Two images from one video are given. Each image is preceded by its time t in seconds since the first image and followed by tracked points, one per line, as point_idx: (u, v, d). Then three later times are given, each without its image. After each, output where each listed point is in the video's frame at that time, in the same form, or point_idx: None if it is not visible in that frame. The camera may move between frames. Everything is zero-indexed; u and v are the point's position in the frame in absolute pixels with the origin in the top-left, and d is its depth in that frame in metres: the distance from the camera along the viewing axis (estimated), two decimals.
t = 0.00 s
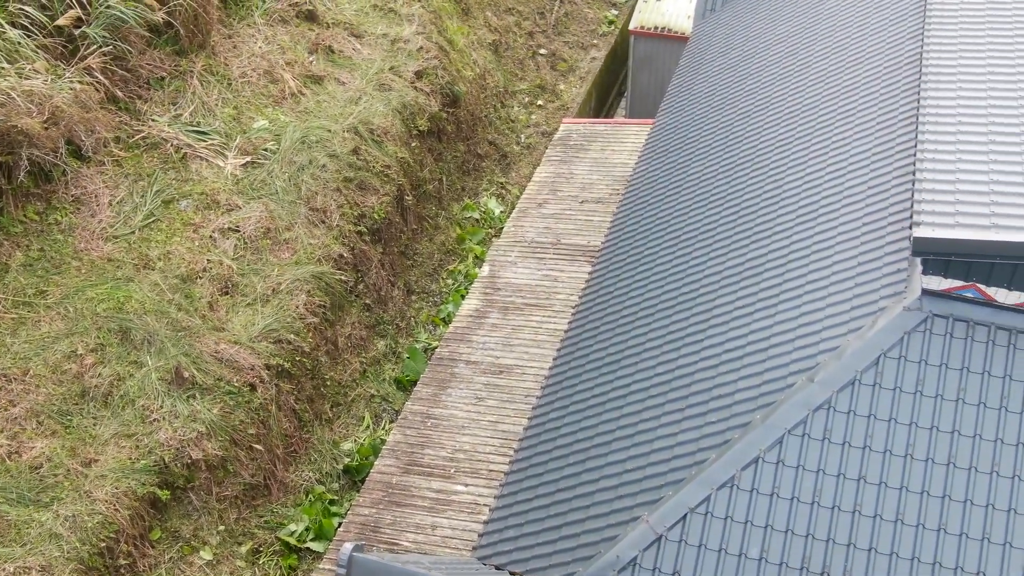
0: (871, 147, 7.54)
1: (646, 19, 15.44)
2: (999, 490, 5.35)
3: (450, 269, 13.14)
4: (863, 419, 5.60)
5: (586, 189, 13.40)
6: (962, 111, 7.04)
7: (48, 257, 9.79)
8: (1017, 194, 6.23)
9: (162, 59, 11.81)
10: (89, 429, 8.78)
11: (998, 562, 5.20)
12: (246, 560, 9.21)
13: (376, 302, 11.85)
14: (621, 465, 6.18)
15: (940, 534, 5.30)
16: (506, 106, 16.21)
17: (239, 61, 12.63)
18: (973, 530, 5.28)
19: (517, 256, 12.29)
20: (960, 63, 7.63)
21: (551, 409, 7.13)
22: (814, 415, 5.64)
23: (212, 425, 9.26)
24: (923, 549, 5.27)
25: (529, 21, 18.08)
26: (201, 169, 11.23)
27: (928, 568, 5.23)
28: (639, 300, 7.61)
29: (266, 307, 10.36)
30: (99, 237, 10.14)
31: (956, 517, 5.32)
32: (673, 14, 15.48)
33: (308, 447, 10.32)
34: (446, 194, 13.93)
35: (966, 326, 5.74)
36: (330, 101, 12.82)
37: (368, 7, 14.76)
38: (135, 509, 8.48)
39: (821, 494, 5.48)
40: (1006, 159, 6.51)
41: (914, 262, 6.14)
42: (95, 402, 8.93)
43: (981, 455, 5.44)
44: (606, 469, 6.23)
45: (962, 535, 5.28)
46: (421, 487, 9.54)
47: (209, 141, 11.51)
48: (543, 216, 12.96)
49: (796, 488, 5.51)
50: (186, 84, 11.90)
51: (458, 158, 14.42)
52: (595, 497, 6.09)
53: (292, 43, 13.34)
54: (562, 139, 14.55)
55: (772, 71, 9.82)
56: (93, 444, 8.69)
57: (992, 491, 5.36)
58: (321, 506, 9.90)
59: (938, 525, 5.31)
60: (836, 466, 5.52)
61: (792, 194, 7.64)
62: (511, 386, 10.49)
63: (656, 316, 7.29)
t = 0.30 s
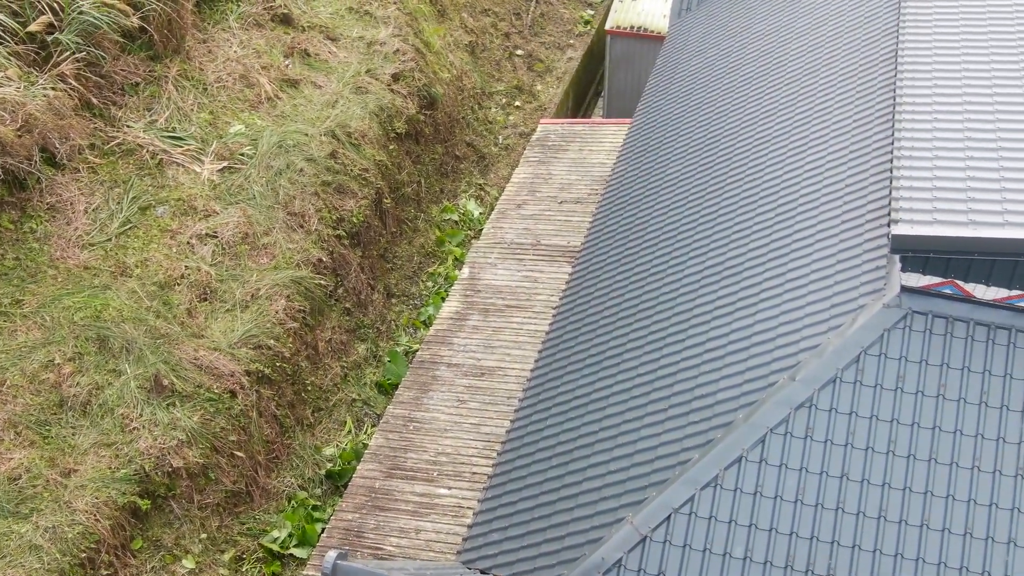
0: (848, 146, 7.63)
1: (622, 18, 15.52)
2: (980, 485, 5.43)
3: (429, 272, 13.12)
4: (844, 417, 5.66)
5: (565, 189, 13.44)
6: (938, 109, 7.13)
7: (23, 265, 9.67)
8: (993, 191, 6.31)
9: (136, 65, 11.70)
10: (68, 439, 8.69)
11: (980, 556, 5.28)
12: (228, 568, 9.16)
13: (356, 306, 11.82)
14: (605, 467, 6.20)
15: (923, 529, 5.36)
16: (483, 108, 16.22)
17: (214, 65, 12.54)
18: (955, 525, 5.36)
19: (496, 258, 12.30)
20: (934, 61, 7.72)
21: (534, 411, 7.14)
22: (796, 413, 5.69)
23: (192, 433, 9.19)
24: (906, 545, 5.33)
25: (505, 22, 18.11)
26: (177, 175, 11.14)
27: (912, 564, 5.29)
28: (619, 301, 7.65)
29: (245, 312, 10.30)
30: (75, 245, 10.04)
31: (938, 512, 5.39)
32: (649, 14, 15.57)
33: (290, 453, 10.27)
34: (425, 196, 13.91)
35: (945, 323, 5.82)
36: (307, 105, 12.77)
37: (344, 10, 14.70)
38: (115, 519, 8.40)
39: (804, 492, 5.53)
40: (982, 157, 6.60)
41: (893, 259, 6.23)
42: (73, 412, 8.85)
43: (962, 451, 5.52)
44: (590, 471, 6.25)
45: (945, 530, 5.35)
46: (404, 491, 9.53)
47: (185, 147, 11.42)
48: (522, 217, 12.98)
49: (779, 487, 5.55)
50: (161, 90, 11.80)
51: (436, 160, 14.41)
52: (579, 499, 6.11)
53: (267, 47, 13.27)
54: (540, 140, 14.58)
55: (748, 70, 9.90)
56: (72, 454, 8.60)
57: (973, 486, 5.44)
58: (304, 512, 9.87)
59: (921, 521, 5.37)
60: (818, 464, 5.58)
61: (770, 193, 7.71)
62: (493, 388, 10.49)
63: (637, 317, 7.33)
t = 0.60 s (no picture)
0: (825, 144, 7.70)
1: (599, 18, 15.59)
2: (962, 478, 5.50)
3: (409, 274, 13.10)
4: (826, 412, 5.72)
5: (543, 189, 13.47)
6: (914, 104, 7.19)
7: None
8: (971, 182, 6.35)
9: (110, 70, 11.60)
10: (46, 448, 8.62)
11: (963, 548, 5.35)
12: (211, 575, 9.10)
13: (336, 309, 11.79)
14: (588, 466, 6.24)
15: (905, 523, 5.43)
16: (461, 109, 16.23)
17: (189, 69, 12.45)
18: (937, 518, 5.42)
19: (476, 259, 12.32)
20: (910, 56, 7.79)
21: (516, 411, 7.17)
22: (778, 410, 5.75)
23: (172, 440, 9.13)
24: (890, 539, 5.40)
25: (481, 22, 18.12)
26: (153, 180, 11.06)
27: (895, 558, 5.36)
28: (600, 301, 7.69)
29: (223, 317, 10.25)
30: (50, 252, 9.94)
31: (920, 506, 5.46)
32: (625, 13, 15.66)
33: (271, 458, 10.23)
34: (403, 198, 13.89)
35: (924, 317, 5.90)
36: (283, 108, 12.73)
37: (319, 12, 14.64)
38: (96, 527, 8.33)
39: (787, 488, 5.59)
40: (958, 149, 6.65)
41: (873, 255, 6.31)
42: (51, 420, 8.77)
43: (943, 444, 5.59)
44: (573, 471, 6.28)
45: (927, 523, 5.42)
46: (386, 494, 9.53)
47: (161, 152, 11.33)
48: (501, 217, 13.00)
49: (763, 483, 5.61)
50: (136, 94, 11.70)
51: (414, 162, 14.40)
52: (563, 499, 6.15)
53: (242, 50, 13.20)
54: (518, 140, 14.61)
55: (725, 68, 9.97)
56: (51, 463, 8.54)
57: (955, 478, 5.51)
58: (287, 516, 9.82)
59: (903, 514, 5.45)
60: (801, 460, 5.64)
61: (748, 191, 7.77)
62: (474, 389, 10.50)
63: (618, 316, 7.37)
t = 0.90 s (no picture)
0: (798, 141, 7.80)
1: (572, 17, 15.68)
2: (939, 469, 5.58)
3: (386, 276, 13.09)
4: (804, 406, 5.80)
5: (519, 189, 13.52)
6: (886, 99, 7.30)
7: None
8: (943, 174, 6.46)
9: (81, 74, 11.48)
10: (23, 457, 8.54)
11: (942, 539, 5.42)
12: None
13: (313, 312, 11.76)
14: (569, 465, 6.29)
15: (885, 515, 5.49)
16: (435, 110, 16.24)
17: (162, 73, 12.35)
18: (917, 510, 5.49)
19: (453, 259, 12.34)
20: (880, 54, 7.90)
21: (496, 412, 7.23)
22: (757, 405, 5.82)
23: (151, 447, 9.07)
24: (870, 531, 5.46)
25: (454, 23, 18.15)
26: (127, 186, 10.97)
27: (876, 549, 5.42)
28: (578, 300, 7.75)
29: (200, 323, 10.20)
30: (23, 259, 9.82)
31: (899, 498, 5.52)
32: (598, 12, 15.75)
33: (251, 463, 10.20)
34: (379, 200, 13.88)
35: (900, 310, 6.00)
36: (256, 111, 12.68)
37: (291, 14, 14.58)
38: (74, 536, 8.26)
39: (768, 483, 5.65)
40: (931, 139, 6.79)
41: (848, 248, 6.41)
42: (27, 430, 8.69)
43: (920, 436, 5.67)
44: (554, 470, 6.34)
45: (906, 515, 5.48)
46: (367, 496, 9.53)
47: (134, 157, 11.23)
48: (478, 217, 13.03)
49: (743, 478, 5.67)
50: (107, 99, 11.59)
51: (389, 163, 14.39)
52: (544, 498, 6.20)
53: (215, 54, 13.12)
54: (494, 140, 14.64)
55: (699, 66, 10.05)
56: (28, 473, 8.46)
57: (933, 470, 5.58)
58: (267, 521, 9.84)
59: (883, 506, 5.51)
60: (781, 454, 5.71)
61: (722, 188, 7.85)
62: (454, 390, 10.52)
63: (596, 315, 7.43)
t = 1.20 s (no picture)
0: (768, 137, 7.87)
1: (540, 17, 15.75)
2: (913, 460, 5.65)
3: (359, 278, 13.05)
4: (778, 400, 5.85)
5: (491, 189, 13.56)
6: (853, 95, 7.32)
7: None
8: (911, 169, 6.46)
9: (46, 81, 11.34)
10: None
11: (917, 529, 5.49)
12: None
13: (286, 317, 11.72)
14: (547, 464, 6.36)
15: (860, 506, 5.56)
16: (405, 111, 16.23)
17: (128, 79, 12.24)
18: (892, 501, 5.56)
19: (425, 261, 12.36)
20: (847, 47, 7.99)
21: (471, 413, 7.30)
22: (732, 400, 5.86)
23: (125, 455, 9.01)
24: (845, 523, 5.54)
25: (423, 24, 18.15)
26: (95, 193, 10.86)
27: (852, 541, 5.50)
28: (551, 299, 7.82)
29: (172, 330, 10.13)
30: None
31: (874, 489, 5.59)
32: (566, 12, 15.84)
33: (226, 469, 10.15)
34: (350, 203, 13.86)
35: (871, 303, 6.02)
36: (225, 116, 12.61)
37: (258, 18, 14.50)
38: (48, 548, 8.18)
39: (744, 478, 5.71)
40: (898, 134, 6.78)
41: (819, 243, 6.45)
42: None
43: (894, 427, 5.73)
44: (531, 470, 6.41)
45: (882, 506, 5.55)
46: (344, 500, 9.52)
47: (102, 163, 11.13)
48: (450, 219, 13.06)
49: (719, 474, 5.72)
50: (73, 106, 11.47)
51: (360, 166, 14.37)
52: (522, 498, 6.26)
53: (182, 59, 13.02)
54: (464, 140, 14.66)
55: (668, 65, 10.14)
56: None
57: (907, 460, 5.65)
58: (244, 528, 9.77)
59: (858, 498, 5.58)
60: (756, 449, 5.76)
61: (693, 186, 7.93)
62: (429, 392, 10.54)
63: (570, 314, 7.50)
